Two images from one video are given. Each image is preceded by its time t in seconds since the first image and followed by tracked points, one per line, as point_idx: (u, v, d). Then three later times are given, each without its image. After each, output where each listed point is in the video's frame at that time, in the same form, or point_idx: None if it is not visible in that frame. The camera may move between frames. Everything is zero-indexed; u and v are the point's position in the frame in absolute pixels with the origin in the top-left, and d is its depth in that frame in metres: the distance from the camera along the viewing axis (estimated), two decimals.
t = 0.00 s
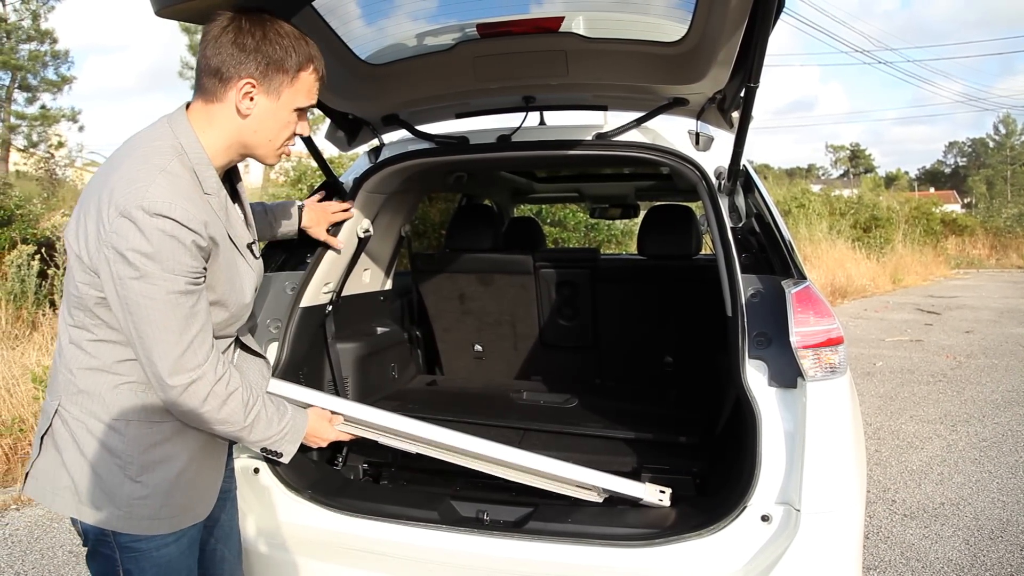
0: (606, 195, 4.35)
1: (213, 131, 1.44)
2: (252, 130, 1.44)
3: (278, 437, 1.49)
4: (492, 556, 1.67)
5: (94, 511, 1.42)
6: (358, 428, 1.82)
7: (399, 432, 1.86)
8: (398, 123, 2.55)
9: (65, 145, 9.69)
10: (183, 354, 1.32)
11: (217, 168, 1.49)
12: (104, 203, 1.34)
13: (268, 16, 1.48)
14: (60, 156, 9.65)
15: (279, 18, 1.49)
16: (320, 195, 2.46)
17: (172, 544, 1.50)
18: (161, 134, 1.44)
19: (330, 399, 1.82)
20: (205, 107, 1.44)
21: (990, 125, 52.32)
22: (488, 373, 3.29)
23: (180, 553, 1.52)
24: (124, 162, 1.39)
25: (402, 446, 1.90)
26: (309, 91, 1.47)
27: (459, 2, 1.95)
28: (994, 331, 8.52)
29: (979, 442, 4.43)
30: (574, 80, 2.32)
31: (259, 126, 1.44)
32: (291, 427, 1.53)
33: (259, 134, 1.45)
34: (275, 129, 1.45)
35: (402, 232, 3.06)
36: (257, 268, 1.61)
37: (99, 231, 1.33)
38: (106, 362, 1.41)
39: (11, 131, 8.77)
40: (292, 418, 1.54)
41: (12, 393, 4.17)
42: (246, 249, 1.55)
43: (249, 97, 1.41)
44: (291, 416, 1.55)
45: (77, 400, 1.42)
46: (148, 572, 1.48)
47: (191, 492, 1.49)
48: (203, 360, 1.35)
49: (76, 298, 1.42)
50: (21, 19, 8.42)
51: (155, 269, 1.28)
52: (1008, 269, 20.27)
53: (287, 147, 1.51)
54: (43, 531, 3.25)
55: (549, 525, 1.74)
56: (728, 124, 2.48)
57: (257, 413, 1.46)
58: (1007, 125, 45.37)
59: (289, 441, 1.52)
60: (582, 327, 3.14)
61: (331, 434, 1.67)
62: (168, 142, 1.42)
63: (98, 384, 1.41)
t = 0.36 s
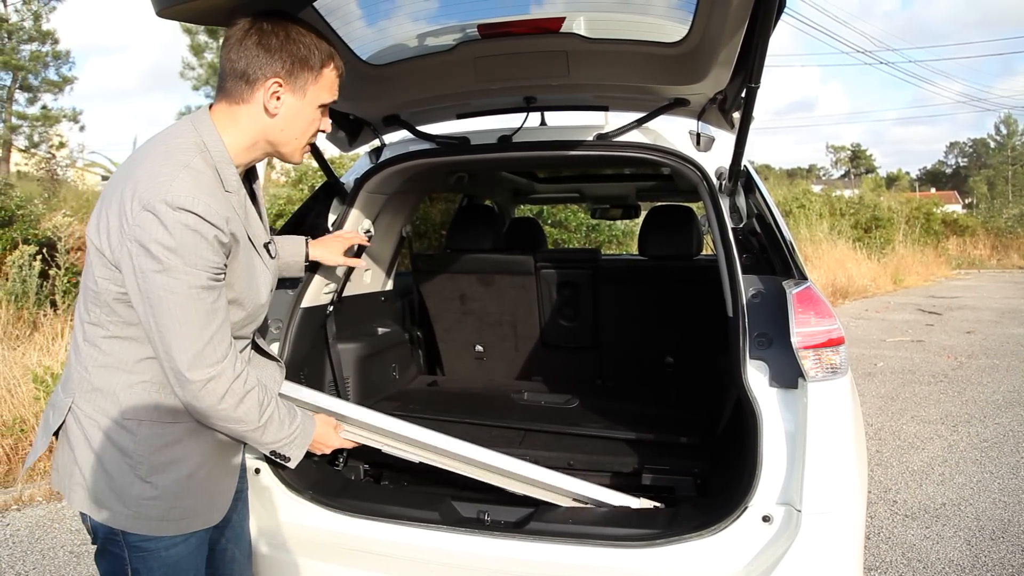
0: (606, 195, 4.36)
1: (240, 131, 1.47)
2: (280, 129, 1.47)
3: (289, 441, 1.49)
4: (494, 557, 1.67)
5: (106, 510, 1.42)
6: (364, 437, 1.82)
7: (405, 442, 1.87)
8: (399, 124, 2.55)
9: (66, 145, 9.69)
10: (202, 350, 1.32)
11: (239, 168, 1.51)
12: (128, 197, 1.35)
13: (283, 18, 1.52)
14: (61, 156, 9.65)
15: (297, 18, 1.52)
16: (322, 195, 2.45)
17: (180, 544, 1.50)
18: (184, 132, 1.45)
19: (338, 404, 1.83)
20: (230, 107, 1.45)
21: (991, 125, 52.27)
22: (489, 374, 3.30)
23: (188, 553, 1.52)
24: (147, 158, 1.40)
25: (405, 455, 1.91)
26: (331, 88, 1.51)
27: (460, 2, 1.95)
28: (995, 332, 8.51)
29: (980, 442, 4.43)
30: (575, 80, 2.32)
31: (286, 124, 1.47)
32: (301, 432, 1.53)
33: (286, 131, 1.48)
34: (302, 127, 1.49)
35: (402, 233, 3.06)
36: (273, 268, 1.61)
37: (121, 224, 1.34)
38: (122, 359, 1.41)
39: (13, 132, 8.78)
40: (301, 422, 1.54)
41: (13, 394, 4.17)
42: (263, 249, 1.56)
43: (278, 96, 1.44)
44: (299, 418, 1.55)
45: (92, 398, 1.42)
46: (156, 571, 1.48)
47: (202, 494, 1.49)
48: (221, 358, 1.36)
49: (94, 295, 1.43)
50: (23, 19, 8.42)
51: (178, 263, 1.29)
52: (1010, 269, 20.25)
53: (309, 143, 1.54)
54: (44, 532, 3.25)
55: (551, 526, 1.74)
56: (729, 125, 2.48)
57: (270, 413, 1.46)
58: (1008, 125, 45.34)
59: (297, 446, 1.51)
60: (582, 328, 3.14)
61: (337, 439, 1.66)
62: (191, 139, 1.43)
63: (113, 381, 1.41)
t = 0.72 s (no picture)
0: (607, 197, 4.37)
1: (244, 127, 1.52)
2: (280, 120, 1.50)
3: (291, 436, 1.50)
4: (495, 558, 1.67)
5: (116, 504, 1.42)
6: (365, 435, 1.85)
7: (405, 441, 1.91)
8: (399, 125, 2.56)
9: (66, 146, 9.69)
10: (215, 339, 1.33)
11: (256, 166, 1.56)
12: (145, 188, 1.37)
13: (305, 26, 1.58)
14: (62, 157, 9.66)
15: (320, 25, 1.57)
16: (322, 196, 2.45)
17: (191, 544, 1.50)
18: (201, 129, 1.48)
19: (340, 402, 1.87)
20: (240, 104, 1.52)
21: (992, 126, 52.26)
22: (490, 374, 3.30)
23: (198, 552, 1.52)
24: (164, 153, 1.43)
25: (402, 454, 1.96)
26: (336, 83, 1.51)
27: (461, 4, 1.96)
28: (995, 332, 8.51)
29: (981, 443, 4.43)
30: (576, 81, 2.32)
31: (285, 115, 1.49)
32: (302, 426, 1.53)
33: (285, 123, 1.50)
34: (302, 119, 1.50)
35: (403, 234, 3.06)
36: (283, 267, 1.62)
37: (139, 214, 1.36)
38: (135, 352, 1.42)
39: (13, 132, 8.78)
40: (304, 419, 1.55)
41: (13, 394, 4.17)
42: (274, 245, 1.59)
43: (275, 88, 1.48)
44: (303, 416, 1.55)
45: (103, 391, 1.42)
46: (165, 570, 1.48)
47: (211, 493, 1.48)
48: (233, 348, 1.36)
49: (111, 289, 1.44)
50: (23, 20, 8.41)
51: (193, 251, 1.30)
52: (1011, 271, 20.23)
53: (316, 139, 1.54)
54: (44, 533, 3.25)
55: (551, 527, 1.74)
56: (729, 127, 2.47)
57: (276, 406, 1.46)
58: (1009, 126, 45.33)
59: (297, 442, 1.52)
60: (583, 329, 3.13)
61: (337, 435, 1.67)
62: (209, 135, 1.46)
63: (125, 374, 1.41)
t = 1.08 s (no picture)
0: (607, 198, 4.37)
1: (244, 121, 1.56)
2: (264, 114, 1.53)
3: (294, 430, 1.50)
4: (496, 560, 1.67)
5: (113, 496, 1.42)
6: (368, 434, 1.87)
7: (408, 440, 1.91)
8: (400, 127, 2.57)
9: (67, 147, 9.69)
10: (220, 328, 1.33)
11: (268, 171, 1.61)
12: (157, 179, 1.39)
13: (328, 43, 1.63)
14: (62, 158, 9.67)
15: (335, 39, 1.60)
16: (322, 198, 2.46)
17: (192, 543, 1.49)
18: (216, 127, 1.50)
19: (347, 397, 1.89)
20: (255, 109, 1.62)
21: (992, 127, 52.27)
22: (490, 376, 3.30)
23: (199, 552, 1.51)
24: (177, 148, 1.45)
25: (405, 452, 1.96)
26: (316, 78, 1.51)
27: (461, 6, 1.96)
28: (995, 334, 8.51)
29: (981, 445, 4.43)
30: (576, 83, 2.32)
31: (268, 109, 1.52)
32: (306, 421, 1.53)
33: (267, 116, 1.52)
34: (280, 111, 1.51)
35: (403, 236, 3.07)
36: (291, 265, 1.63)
37: (149, 204, 1.38)
38: (142, 343, 1.43)
39: (13, 133, 8.78)
40: (307, 415, 1.54)
41: (13, 396, 4.17)
42: (281, 243, 1.59)
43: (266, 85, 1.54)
44: (306, 414, 1.54)
45: (109, 381, 1.43)
46: (167, 568, 1.47)
47: (207, 491, 1.47)
48: (237, 338, 1.37)
49: (121, 281, 1.46)
50: (24, 21, 8.41)
51: (199, 240, 1.31)
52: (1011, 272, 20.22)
53: (297, 135, 1.53)
54: (44, 534, 3.25)
55: (551, 529, 1.74)
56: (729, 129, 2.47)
57: (280, 398, 1.47)
58: (1009, 127, 45.33)
59: (300, 439, 1.51)
60: (584, 330, 3.15)
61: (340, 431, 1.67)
62: (222, 133, 1.49)
63: (133, 365, 1.42)
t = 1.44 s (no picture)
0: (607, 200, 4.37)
1: (256, 123, 1.57)
2: (275, 112, 1.54)
3: (300, 423, 1.49)
4: (496, 562, 1.67)
5: (119, 489, 1.43)
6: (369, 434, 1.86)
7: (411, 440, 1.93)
8: (401, 129, 2.57)
9: (67, 150, 9.70)
10: (228, 317, 1.34)
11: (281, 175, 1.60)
12: (170, 175, 1.41)
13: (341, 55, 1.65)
14: (62, 161, 9.67)
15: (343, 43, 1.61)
16: (322, 200, 2.45)
17: (200, 540, 1.49)
18: (228, 128, 1.52)
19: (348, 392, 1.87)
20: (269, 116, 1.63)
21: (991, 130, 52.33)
22: (490, 378, 3.29)
23: (208, 550, 1.51)
24: (189, 146, 1.47)
25: (407, 453, 1.97)
26: (324, 73, 1.52)
27: (461, 8, 1.96)
28: (995, 336, 8.52)
29: (982, 447, 4.42)
30: (576, 85, 2.32)
31: (279, 107, 1.53)
32: (311, 414, 1.53)
33: (277, 114, 1.53)
34: (290, 107, 1.52)
35: (402, 238, 3.06)
36: (299, 265, 1.62)
37: (161, 198, 1.39)
38: (150, 336, 1.43)
39: (13, 135, 8.77)
40: (313, 409, 1.53)
41: (12, 398, 4.18)
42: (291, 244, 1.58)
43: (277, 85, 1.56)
44: (312, 409, 1.53)
45: (118, 374, 1.43)
46: (176, 566, 1.47)
47: (210, 489, 1.46)
48: (245, 329, 1.37)
49: (131, 276, 1.47)
50: (25, 23, 8.42)
51: (208, 229, 1.33)
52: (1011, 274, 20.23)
53: (304, 130, 1.52)
54: (43, 537, 3.25)
55: (551, 532, 1.74)
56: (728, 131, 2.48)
57: (287, 390, 1.46)
58: (1009, 129, 45.36)
59: (305, 433, 1.50)
60: (584, 332, 3.15)
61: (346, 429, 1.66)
62: (234, 133, 1.50)
63: (141, 358, 1.42)
